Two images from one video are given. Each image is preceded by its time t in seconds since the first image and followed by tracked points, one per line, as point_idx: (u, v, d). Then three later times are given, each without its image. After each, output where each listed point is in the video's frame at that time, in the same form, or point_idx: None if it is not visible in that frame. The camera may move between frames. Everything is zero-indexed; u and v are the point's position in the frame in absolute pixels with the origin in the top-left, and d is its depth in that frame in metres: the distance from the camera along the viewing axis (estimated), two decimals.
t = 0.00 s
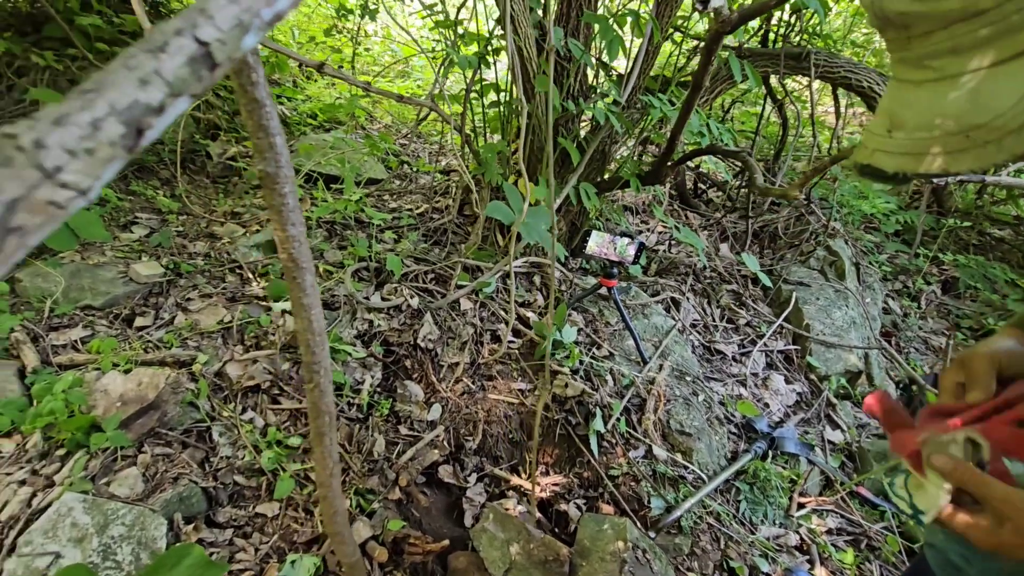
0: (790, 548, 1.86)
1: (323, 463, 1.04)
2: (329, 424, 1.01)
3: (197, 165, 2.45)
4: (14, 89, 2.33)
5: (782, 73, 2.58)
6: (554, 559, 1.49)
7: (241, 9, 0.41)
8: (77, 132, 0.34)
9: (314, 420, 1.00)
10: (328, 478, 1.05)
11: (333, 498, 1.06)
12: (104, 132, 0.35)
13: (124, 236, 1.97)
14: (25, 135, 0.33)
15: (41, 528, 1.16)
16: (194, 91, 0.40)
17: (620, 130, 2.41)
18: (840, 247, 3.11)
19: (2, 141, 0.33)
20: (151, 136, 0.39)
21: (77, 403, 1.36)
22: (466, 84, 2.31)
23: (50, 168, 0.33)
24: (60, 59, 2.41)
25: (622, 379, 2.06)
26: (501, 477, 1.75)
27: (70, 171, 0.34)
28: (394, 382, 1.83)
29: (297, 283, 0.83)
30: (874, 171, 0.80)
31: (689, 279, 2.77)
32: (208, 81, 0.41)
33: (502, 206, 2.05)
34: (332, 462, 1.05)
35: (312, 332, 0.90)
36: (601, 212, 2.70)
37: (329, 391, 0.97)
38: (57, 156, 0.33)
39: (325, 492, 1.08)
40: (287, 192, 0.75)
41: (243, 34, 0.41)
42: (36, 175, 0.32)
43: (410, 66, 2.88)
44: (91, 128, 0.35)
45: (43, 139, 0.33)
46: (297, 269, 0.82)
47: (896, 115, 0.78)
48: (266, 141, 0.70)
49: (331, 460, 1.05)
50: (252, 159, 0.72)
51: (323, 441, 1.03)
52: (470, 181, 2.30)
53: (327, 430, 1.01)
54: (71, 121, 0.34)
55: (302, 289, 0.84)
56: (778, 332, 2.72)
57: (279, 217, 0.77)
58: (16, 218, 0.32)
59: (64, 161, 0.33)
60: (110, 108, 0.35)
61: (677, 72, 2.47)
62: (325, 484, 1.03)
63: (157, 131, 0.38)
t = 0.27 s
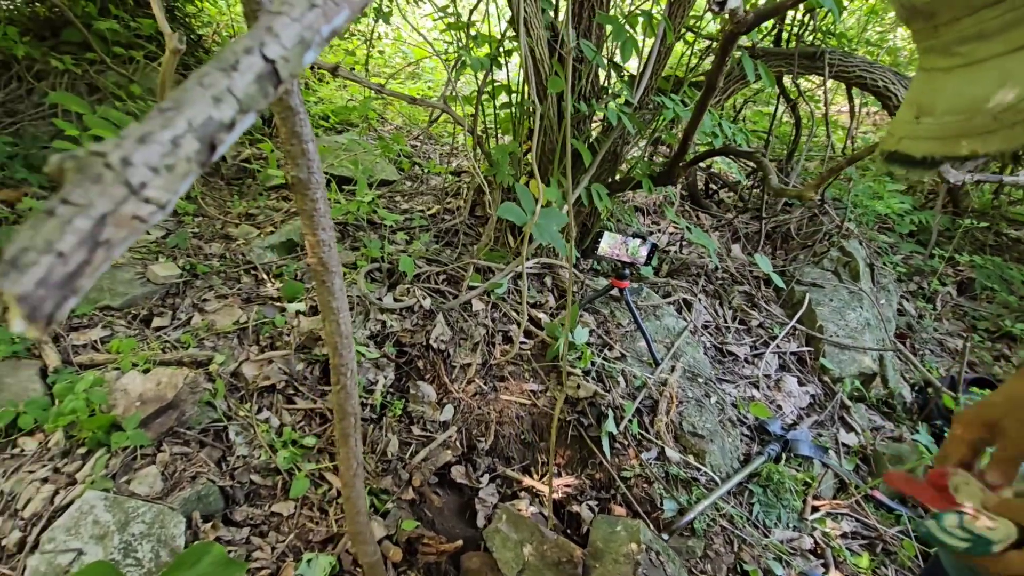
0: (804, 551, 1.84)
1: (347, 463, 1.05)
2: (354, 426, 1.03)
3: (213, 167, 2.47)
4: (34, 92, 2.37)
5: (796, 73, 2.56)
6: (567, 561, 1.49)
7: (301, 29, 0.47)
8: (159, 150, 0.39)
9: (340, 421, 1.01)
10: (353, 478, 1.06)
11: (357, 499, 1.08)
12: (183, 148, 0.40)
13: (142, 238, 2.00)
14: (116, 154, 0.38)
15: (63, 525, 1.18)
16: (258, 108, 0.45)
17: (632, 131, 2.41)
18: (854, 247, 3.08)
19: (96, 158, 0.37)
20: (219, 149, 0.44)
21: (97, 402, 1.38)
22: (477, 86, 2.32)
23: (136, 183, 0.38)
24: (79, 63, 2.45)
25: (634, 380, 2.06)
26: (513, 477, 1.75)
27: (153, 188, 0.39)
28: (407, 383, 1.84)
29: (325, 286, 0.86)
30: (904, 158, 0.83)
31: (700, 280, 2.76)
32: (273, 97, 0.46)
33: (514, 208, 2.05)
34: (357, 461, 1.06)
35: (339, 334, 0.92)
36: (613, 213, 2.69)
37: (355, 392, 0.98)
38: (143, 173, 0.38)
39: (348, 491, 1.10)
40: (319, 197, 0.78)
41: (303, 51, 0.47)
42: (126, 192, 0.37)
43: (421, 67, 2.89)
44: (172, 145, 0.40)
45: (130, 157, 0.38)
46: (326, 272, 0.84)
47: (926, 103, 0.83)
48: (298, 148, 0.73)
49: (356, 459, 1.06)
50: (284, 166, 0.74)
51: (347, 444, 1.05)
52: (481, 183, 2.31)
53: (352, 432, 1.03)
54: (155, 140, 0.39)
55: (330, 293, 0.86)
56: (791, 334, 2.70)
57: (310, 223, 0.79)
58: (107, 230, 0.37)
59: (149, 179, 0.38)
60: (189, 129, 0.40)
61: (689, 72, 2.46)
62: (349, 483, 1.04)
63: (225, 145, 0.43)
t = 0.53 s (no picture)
0: (815, 556, 1.82)
1: (357, 466, 1.06)
2: (365, 428, 1.04)
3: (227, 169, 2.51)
4: (53, 97, 2.42)
5: (808, 73, 2.54)
6: (576, 563, 1.49)
7: (318, 56, 0.46)
8: (185, 176, 0.39)
9: (351, 425, 1.02)
10: (362, 481, 1.07)
11: (368, 500, 1.09)
12: (206, 175, 0.40)
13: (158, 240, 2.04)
14: (144, 182, 0.38)
15: (82, 522, 1.21)
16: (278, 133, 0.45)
17: (642, 133, 2.40)
18: (867, 249, 3.05)
19: (127, 186, 0.38)
20: (242, 173, 0.44)
21: (114, 401, 1.41)
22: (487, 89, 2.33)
23: (163, 209, 0.38)
24: (97, 68, 2.50)
25: (643, 382, 2.05)
26: (522, 479, 1.76)
27: (179, 213, 0.39)
28: (416, 384, 1.86)
29: (337, 293, 0.87)
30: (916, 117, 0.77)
31: (710, 282, 2.75)
32: (291, 122, 0.46)
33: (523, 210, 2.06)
34: (367, 464, 1.07)
35: (351, 339, 0.93)
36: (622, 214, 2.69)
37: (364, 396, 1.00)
38: (169, 199, 0.38)
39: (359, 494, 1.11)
40: (330, 206, 0.80)
41: (319, 78, 0.46)
42: (154, 217, 0.37)
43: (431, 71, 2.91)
44: (196, 172, 0.40)
45: (158, 185, 0.38)
46: (338, 279, 0.86)
47: (938, 61, 0.77)
48: (312, 159, 0.74)
49: (366, 463, 1.07)
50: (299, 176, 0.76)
51: (358, 446, 1.06)
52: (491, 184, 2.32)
53: (363, 435, 1.04)
54: (180, 167, 0.39)
55: (342, 300, 0.87)
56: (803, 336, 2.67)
57: (322, 231, 0.81)
58: (136, 254, 0.37)
59: (175, 204, 0.38)
60: (213, 155, 0.40)
61: (699, 73, 2.45)
62: (359, 486, 1.06)
63: (248, 169, 0.43)
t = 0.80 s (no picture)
0: (822, 563, 1.81)
1: (356, 475, 1.07)
2: (364, 437, 1.05)
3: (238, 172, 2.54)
4: (69, 102, 2.47)
5: (818, 75, 2.52)
6: (579, 566, 1.49)
7: (305, 100, 0.44)
8: (176, 223, 0.38)
9: (350, 436, 1.04)
10: (362, 489, 1.09)
11: (369, 506, 1.11)
12: (197, 221, 0.39)
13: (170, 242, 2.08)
14: (136, 227, 0.37)
15: (94, 521, 1.24)
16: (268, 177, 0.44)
17: (649, 136, 2.40)
18: (878, 252, 3.01)
19: (120, 233, 0.37)
20: (231, 216, 0.42)
21: (127, 403, 1.44)
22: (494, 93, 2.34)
23: (156, 254, 0.37)
24: (111, 74, 2.54)
25: (648, 386, 2.05)
26: (526, 482, 1.76)
27: (171, 257, 0.38)
28: (422, 387, 1.87)
29: (337, 306, 0.88)
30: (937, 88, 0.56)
31: (718, 285, 2.74)
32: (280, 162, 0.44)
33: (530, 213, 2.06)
34: (365, 472, 1.08)
35: (350, 351, 0.95)
36: (629, 217, 2.69)
37: (364, 406, 1.01)
38: (161, 244, 0.37)
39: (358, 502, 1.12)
40: (329, 224, 0.80)
41: (306, 121, 0.44)
42: (146, 262, 0.36)
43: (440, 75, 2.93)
44: (187, 218, 0.39)
45: (150, 231, 0.37)
46: (337, 293, 0.87)
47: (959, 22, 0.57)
48: (312, 178, 0.75)
49: (365, 471, 1.08)
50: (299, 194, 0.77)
51: (358, 454, 1.07)
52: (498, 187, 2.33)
53: (362, 443, 1.05)
54: (170, 214, 0.38)
55: (341, 313, 0.89)
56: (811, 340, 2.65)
57: (321, 246, 0.81)
58: (130, 297, 0.36)
59: (167, 249, 0.37)
60: (202, 200, 0.39)
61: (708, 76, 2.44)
62: (359, 494, 1.07)
63: (237, 212, 0.42)
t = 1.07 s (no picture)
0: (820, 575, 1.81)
1: (348, 503, 1.11)
2: (354, 468, 1.08)
3: (245, 181, 2.58)
4: (82, 113, 2.52)
5: (822, 83, 2.51)
6: None
7: (277, 215, 0.45)
8: (159, 343, 0.39)
9: (340, 466, 1.06)
10: (354, 515, 1.12)
11: (359, 535, 1.15)
12: (176, 339, 0.40)
13: (178, 252, 2.12)
14: (121, 350, 0.39)
15: (103, 530, 1.28)
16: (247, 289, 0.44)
17: (651, 146, 2.41)
18: (883, 260, 3.00)
19: (108, 355, 0.38)
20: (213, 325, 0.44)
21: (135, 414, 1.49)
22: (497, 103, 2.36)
23: (138, 374, 0.38)
24: (122, 85, 2.59)
25: (648, 397, 2.06)
26: (526, 492, 1.78)
27: (154, 374, 0.39)
28: (424, 396, 1.90)
29: (326, 350, 0.92)
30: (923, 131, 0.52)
31: (721, 293, 2.74)
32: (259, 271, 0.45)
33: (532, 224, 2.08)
34: (356, 501, 1.11)
35: (339, 390, 0.99)
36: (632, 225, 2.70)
37: (353, 439, 1.04)
38: (143, 364, 0.38)
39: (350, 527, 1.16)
40: (319, 271, 0.84)
41: (280, 233, 0.45)
42: (130, 383, 0.38)
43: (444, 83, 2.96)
44: (167, 337, 0.40)
45: (133, 352, 0.39)
46: (326, 337, 0.91)
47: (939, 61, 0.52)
48: (302, 233, 0.80)
49: (355, 500, 1.12)
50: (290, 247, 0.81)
51: (349, 485, 1.10)
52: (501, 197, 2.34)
53: (353, 475, 1.08)
54: (152, 336, 0.39)
55: (330, 355, 0.93)
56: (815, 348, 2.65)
57: (313, 293, 0.86)
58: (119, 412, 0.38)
59: (149, 368, 0.39)
60: (181, 321, 0.40)
61: (711, 85, 2.44)
62: (350, 521, 1.10)
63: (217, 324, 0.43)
